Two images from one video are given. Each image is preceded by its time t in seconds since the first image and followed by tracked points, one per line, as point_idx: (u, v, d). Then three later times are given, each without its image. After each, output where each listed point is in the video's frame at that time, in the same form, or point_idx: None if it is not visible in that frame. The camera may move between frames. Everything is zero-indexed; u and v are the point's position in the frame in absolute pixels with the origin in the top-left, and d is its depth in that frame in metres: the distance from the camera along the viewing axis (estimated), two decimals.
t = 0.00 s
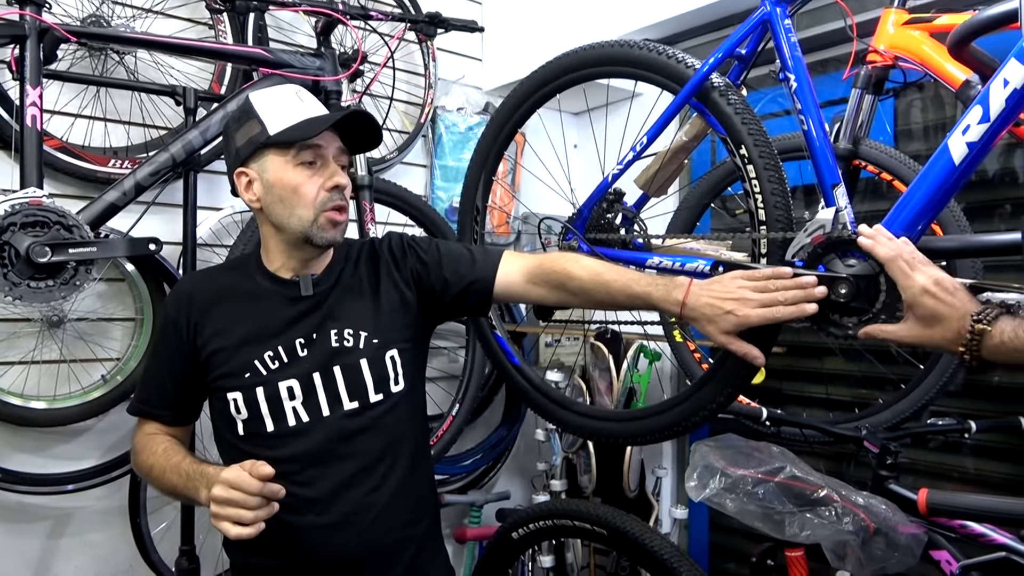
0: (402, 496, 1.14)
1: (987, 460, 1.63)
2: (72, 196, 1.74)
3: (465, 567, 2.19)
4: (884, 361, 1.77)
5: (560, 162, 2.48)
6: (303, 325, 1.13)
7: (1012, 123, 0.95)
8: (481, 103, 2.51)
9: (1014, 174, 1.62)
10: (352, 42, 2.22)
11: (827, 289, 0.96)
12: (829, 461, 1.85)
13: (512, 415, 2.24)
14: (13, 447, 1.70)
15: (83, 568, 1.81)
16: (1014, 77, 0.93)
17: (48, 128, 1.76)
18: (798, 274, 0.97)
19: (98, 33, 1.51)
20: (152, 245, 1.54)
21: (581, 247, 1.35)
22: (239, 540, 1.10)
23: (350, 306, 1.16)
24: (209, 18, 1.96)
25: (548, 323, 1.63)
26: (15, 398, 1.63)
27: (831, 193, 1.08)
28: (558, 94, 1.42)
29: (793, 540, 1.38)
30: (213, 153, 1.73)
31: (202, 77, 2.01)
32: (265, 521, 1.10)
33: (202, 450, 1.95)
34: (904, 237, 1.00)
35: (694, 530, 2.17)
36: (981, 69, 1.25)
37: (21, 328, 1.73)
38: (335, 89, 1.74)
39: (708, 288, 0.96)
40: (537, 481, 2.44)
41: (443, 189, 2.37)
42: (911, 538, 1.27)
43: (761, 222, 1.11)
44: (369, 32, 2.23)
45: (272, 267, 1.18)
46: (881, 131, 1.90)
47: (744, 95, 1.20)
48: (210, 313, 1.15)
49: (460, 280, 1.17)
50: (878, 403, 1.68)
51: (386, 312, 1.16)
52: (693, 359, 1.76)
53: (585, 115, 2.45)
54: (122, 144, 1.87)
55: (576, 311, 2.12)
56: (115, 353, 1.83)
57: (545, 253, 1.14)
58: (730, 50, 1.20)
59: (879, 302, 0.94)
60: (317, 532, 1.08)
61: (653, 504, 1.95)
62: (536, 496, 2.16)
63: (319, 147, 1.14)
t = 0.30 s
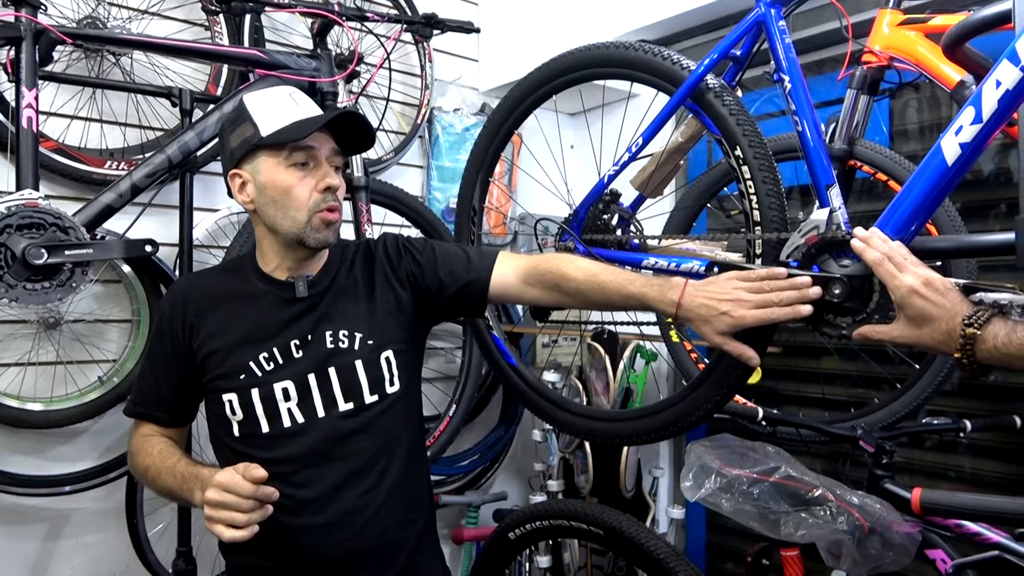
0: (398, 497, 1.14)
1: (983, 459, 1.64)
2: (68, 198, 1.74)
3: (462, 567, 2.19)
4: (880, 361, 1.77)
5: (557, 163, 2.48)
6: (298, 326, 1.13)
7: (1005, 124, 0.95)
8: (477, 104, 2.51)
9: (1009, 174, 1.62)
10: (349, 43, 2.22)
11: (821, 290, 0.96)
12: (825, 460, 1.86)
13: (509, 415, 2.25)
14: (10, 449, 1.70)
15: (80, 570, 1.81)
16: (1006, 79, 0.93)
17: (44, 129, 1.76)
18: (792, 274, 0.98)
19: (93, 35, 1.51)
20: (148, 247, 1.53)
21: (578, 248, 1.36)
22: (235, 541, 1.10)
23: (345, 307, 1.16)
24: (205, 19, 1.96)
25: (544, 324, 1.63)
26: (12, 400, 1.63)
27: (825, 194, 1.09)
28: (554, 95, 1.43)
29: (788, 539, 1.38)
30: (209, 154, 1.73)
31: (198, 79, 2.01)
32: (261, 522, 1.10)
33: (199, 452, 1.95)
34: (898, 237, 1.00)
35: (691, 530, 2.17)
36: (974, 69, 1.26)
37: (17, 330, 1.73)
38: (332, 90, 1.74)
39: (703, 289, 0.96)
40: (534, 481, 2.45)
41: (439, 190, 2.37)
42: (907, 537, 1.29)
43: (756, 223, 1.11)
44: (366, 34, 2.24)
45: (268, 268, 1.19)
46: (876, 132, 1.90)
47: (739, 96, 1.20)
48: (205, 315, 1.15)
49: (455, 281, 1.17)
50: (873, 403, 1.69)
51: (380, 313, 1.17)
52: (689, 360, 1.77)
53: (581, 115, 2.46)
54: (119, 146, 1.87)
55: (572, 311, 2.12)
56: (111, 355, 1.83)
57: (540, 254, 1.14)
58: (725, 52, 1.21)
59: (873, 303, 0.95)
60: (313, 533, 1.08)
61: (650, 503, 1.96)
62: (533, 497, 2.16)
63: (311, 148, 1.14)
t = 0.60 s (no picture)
0: (395, 498, 1.14)
1: (979, 459, 1.64)
2: (64, 201, 1.73)
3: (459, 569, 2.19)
4: (876, 361, 1.77)
5: (552, 165, 2.49)
6: (294, 328, 1.13)
7: (998, 124, 0.96)
8: (473, 105, 2.51)
9: (1004, 174, 1.63)
10: (344, 45, 2.22)
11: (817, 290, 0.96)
12: (822, 461, 1.86)
13: (506, 417, 2.25)
14: (5, 452, 1.69)
15: (76, 573, 1.80)
16: (1000, 80, 0.94)
17: (39, 132, 1.76)
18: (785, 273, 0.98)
19: (89, 38, 1.51)
20: (144, 249, 1.53)
21: (573, 249, 1.36)
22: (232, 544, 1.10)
23: (341, 308, 1.16)
24: (201, 21, 1.96)
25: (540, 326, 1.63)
26: (7, 404, 1.62)
27: (820, 195, 1.09)
28: (550, 96, 1.43)
29: (784, 540, 1.39)
30: (205, 156, 1.73)
31: (194, 81, 2.01)
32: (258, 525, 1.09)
33: (195, 454, 1.94)
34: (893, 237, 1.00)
35: (688, 531, 2.17)
36: (968, 70, 1.27)
37: (12, 333, 1.72)
38: (327, 92, 1.74)
39: (690, 285, 0.97)
40: (531, 482, 2.45)
41: (435, 192, 2.38)
42: (902, 537, 1.30)
43: (751, 223, 1.11)
44: (361, 35, 2.24)
45: (261, 271, 1.18)
46: (872, 132, 1.91)
47: (734, 97, 1.21)
48: (200, 318, 1.15)
49: (450, 281, 1.18)
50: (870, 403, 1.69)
51: (376, 314, 1.17)
52: (685, 360, 1.77)
53: (577, 117, 2.46)
54: (114, 148, 1.87)
55: (569, 312, 2.13)
56: (107, 357, 1.82)
57: (533, 253, 1.14)
58: (719, 53, 1.21)
59: (868, 304, 0.95)
60: (309, 535, 1.08)
61: (647, 505, 1.96)
62: (530, 498, 2.16)
63: (297, 147, 1.14)
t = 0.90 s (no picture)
0: (390, 502, 1.13)
1: (975, 462, 1.64)
2: (59, 205, 1.73)
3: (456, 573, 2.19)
4: (871, 364, 1.78)
5: (548, 169, 2.50)
6: (289, 332, 1.13)
7: (992, 128, 0.96)
8: (470, 109, 2.52)
9: (998, 178, 1.64)
10: (341, 49, 2.22)
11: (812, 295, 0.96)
12: (818, 465, 1.86)
13: (502, 421, 2.25)
14: None
15: None
16: (993, 86, 0.94)
17: (34, 136, 1.75)
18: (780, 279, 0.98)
19: (84, 42, 1.51)
20: (139, 253, 1.53)
21: (569, 253, 1.36)
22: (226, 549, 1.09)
23: (336, 312, 1.16)
24: (197, 25, 1.96)
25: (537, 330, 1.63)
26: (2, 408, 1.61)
27: (815, 199, 1.09)
28: (546, 100, 1.43)
29: (780, 544, 1.39)
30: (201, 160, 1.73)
31: (190, 85, 2.01)
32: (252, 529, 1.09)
33: (190, 459, 1.94)
34: (888, 241, 1.00)
35: (685, 534, 2.17)
36: (962, 75, 1.27)
37: (7, 338, 1.71)
38: (324, 96, 1.72)
39: (684, 293, 0.97)
40: (528, 486, 2.44)
41: (432, 196, 2.38)
42: (897, 541, 1.29)
43: (747, 227, 1.11)
44: (357, 39, 2.24)
45: (258, 275, 1.19)
46: (867, 136, 1.92)
47: (729, 102, 1.21)
48: (195, 322, 1.15)
49: (445, 285, 1.18)
50: (865, 407, 1.70)
51: (371, 318, 1.17)
52: (682, 364, 1.77)
53: (573, 121, 2.47)
54: (110, 152, 1.87)
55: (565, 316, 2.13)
56: (102, 362, 1.82)
57: (528, 256, 1.15)
58: (715, 58, 1.21)
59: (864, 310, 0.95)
60: (305, 539, 1.08)
61: (643, 509, 1.96)
62: (526, 502, 2.16)
63: (301, 151, 1.15)
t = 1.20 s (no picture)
0: (386, 506, 1.13)
1: (971, 466, 1.64)
2: (55, 209, 1.73)
3: None
4: (867, 368, 1.78)
5: (545, 173, 2.50)
6: (284, 336, 1.13)
7: (986, 133, 0.96)
8: (466, 113, 2.52)
9: (993, 182, 1.64)
10: (337, 53, 2.22)
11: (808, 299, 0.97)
12: (814, 469, 1.86)
13: (499, 425, 2.24)
14: None
15: None
16: (987, 90, 0.94)
17: (29, 140, 1.75)
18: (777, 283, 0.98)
19: (80, 47, 1.51)
20: (134, 258, 1.53)
21: (565, 257, 1.36)
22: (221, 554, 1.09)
23: (332, 317, 1.16)
24: (193, 30, 1.96)
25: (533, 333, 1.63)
26: None
27: (810, 204, 1.09)
28: (542, 105, 1.43)
29: (776, 548, 1.38)
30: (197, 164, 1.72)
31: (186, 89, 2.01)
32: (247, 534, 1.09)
33: (186, 464, 1.93)
34: (883, 246, 1.01)
35: (682, 538, 2.17)
36: (957, 79, 1.28)
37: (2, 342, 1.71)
38: (320, 100, 1.73)
39: (683, 298, 0.97)
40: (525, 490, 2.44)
41: (428, 200, 2.37)
42: (893, 545, 1.29)
43: (743, 232, 1.11)
44: (354, 44, 2.24)
45: (254, 279, 1.19)
46: (862, 140, 1.92)
47: (725, 107, 1.21)
48: (190, 326, 1.15)
49: (441, 290, 1.18)
50: (862, 410, 1.70)
51: (367, 322, 1.17)
52: (678, 368, 1.77)
53: (569, 125, 2.47)
54: (105, 156, 1.86)
55: (562, 320, 2.14)
56: (98, 366, 1.81)
57: (523, 261, 1.15)
58: (710, 62, 1.22)
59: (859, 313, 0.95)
60: (301, 544, 1.08)
61: (639, 513, 1.96)
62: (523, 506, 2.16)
63: (299, 157, 1.15)
